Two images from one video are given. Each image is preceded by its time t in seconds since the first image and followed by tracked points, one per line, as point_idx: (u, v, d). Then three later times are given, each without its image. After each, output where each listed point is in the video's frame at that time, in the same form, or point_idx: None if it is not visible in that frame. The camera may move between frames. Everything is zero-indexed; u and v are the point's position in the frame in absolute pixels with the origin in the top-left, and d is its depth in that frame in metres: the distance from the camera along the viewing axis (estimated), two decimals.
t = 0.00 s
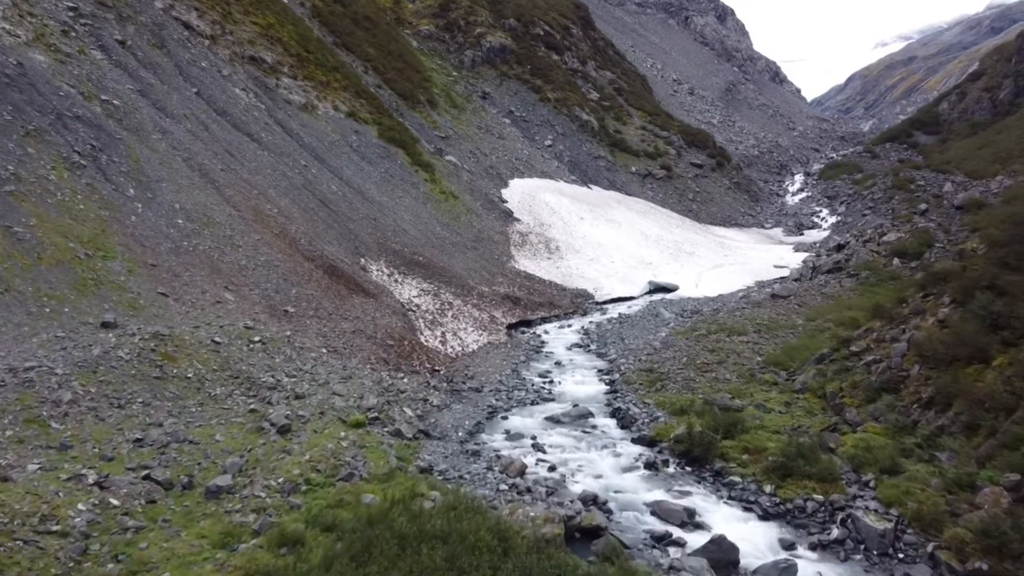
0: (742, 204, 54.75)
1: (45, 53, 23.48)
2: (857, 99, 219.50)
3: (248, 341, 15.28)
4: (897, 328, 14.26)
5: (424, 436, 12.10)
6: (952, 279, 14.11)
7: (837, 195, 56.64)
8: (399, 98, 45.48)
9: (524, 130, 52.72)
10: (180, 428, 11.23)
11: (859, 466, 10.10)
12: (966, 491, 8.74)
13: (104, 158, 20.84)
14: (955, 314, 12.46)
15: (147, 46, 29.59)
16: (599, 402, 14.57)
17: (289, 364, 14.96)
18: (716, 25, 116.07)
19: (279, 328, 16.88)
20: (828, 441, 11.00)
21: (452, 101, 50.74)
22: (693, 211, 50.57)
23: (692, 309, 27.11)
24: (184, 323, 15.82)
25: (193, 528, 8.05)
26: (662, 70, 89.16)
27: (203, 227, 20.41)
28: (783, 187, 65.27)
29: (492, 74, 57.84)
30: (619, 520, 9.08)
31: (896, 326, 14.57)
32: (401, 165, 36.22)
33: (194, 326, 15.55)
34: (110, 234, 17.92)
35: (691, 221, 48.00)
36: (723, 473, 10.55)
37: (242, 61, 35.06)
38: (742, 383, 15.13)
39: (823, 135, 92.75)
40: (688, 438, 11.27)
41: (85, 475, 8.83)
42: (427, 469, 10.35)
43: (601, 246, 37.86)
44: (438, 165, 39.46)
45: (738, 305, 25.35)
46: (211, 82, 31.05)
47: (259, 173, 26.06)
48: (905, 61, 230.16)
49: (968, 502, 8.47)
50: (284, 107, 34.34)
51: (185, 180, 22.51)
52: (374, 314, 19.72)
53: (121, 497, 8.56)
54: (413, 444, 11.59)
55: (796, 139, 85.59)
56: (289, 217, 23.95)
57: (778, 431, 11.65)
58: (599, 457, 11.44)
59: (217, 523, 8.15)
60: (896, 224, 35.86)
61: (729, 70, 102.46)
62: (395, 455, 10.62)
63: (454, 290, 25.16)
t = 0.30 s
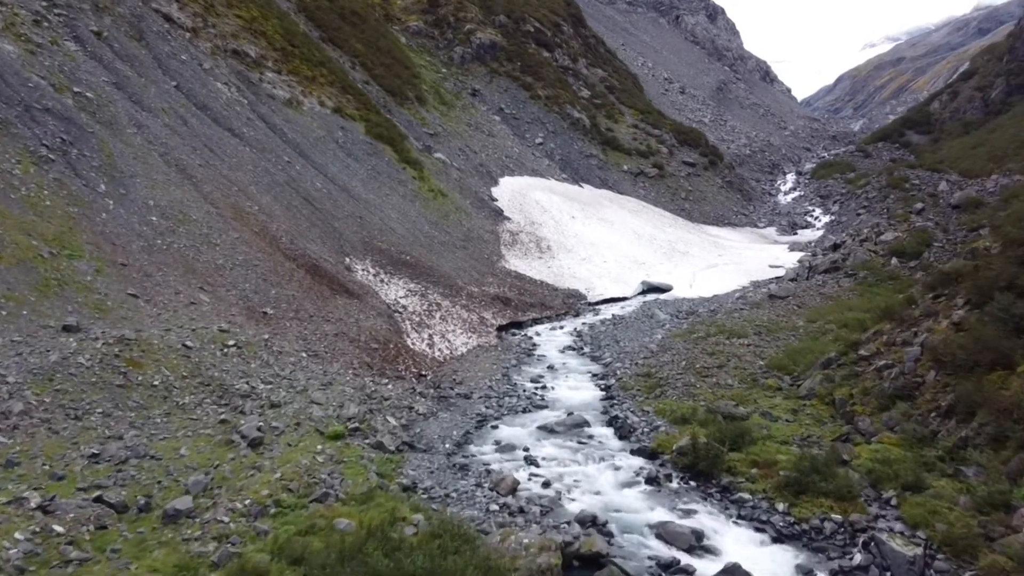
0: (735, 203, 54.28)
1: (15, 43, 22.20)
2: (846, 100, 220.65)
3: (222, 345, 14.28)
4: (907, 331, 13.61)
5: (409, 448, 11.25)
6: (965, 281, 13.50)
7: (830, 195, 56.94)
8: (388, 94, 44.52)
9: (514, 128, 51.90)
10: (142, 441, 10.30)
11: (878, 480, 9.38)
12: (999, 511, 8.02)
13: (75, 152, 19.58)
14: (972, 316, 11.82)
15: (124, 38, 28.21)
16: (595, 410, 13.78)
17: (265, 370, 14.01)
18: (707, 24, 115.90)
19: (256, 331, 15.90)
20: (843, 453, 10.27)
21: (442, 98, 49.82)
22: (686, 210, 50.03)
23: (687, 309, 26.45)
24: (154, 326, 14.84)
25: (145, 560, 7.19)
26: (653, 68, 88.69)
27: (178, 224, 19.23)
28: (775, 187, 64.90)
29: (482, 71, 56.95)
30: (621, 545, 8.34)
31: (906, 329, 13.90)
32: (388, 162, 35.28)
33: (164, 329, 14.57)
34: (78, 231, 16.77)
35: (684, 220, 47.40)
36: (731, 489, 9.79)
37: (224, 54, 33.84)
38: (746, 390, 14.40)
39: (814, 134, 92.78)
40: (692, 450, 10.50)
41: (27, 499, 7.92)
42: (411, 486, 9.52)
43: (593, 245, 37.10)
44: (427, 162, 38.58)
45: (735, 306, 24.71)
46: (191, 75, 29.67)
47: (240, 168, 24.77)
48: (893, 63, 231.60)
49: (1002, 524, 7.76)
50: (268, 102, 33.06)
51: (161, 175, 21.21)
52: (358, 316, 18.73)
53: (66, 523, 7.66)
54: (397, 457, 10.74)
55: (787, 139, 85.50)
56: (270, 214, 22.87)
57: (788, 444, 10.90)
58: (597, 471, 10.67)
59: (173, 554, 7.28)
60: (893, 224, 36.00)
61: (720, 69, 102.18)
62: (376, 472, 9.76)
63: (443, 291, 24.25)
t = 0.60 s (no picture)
0: (724, 202, 53.87)
1: None
2: (830, 100, 222.48)
3: (189, 350, 13.18)
4: (917, 334, 13.09)
5: (388, 463, 10.38)
6: (977, 282, 13.04)
7: (818, 195, 57.22)
8: (371, 91, 43.38)
9: (501, 126, 51.04)
10: (92, 458, 9.29)
11: (898, 498, 8.74)
12: None
13: (36, 145, 17.94)
14: (987, 318, 11.32)
15: (96, 29, 26.30)
16: (587, 419, 12.99)
17: (235, 377, 12.98)
18: (692, 23, 115.77)
19: (227, 335, 14.83)
20: (859, 468, 9.65)
21: (427, 95, 48.75)
22: (674, 210, 49.51)
23: (679, 311, 25.78)
24: (115, 330, 13.64)
25: None
26: (639, 67, 88.19)
27: (147, 222, 17.93)
28: (762, 187, 64.66)
29: (468, 68, 55.95)
30: None
31: (915, 333, 13.39)
32: (371, 159, 34.20)
33: (127, 333, 13.38)
34: (37, 229, 15.27)
35: (672, 219, 46.84)
36: (738, 508, 9.08)
37: (201, 47, 32.26)
38: (747, 398, 13.70)
39: (801, 134, 93.05)
40: (695, 465, 9.79)
41: None
42: (389, 509, 8.67)
43: (582, 245, 36.34)
44: (412, 160, 37.57)
45: (728, 307, 24.08)
46: (165, 68, 27.86)
47: (215, 163, 23.43)
48: (876, 64, 233.75)
49: None
50: (246, 97, 31.33)
51: (130, 170, 19.64)
52: (337, 318, 17.72)
53: None
54: (374, 473, 9.87)
55: (774, 138, 85.57)
56: (246, 209, 21.71)
57: (798, 459, 10.23)
58: (591, 488, 9.89)
59: None
60: (886, 224, 36.17)
61: (706, 68, 102.00)
62: (350, 492, 8.89)
63: (427, 292, 23.30)
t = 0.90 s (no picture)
0: (726, 201, 53.08)
1: None
2: (830, 100, 221.74)
3: (167, 356, 12.28)
4: (944, 338, 12.31)
5: (378, 479, 9.57)
6: (1010, 282, 12.27)
7: (822, 194, 56.51)
8: (368, 87, 42.47)
9: (500, 123, 50.19)
10: (50, 479, 8.41)
11: (940, 524, 7.98)
12: None
13: (13, 139, 17.01)
14: None
15: (81, 20, 25.30)
16: (593, 429, 12.15)
17: (215, 385, 12.11)
18: (693, 22, 114.95)
19: (209, 339, 13.92)
20: (894, 488, 8.85)
21: (425, 92, 47.86)
22: (676, 208, 48.71)
23: (684, 312, 24.94)
24: (90, 334, 12.75)
25: None
26: (639, 66, 87.35)
27: (128, 219, 17.00)
28: (764, 185, 63.88)
29: (466, 65, 55.07)
30: None
31: (942, 337, 12.62)
32: (367, 156, 33.33)
33: (102, 336, 12.46)
34: (8, 227, 14.36)
35: (675, 218, 46.00)
36: (761, 532, 8.27)
37: (192, 40, 31.27)
38: (764, 406, 12.88)
39: (802, 132, 92.38)
40: (712, 483, 8.94)
41: None
42: (376, 537, 7.89)
43: (582, 244, 35.48)
44: (409, 157, 36.71)
45: (736, 308, 23.28)
46: (155, 61, 26.88)
47: (203, 158, 22.52)
48: (875, 64, 233.25)
49: None
50: (238, 92, 30.26)
51: (112, 165, 18.73)
52: (328, 321, 16.83)
53: None
54: (362, 491, 9.09)
55: (775, 137, 84.84)
56: (235, 206, 20.79)
57: (824, 478, 9.43)
58: (600, 508, 9.10)
59: None
60: (894, 223, 35.65)
61: (706, 67, 101.20)
62: (333, 517, 8.13)
63: (423, 293, 22.40)
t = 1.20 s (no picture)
0: (730, 200, 52.25)
1: None
2: (831, 99, 220.95)
3: (143, 362, 11.44)
4: (976, 343, 11.52)
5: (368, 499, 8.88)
6: None
7: (826, 192, 55.68)
8: (365, 84, 41.58)
9: (500, 121, 49.32)
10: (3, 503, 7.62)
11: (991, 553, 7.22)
12: None
13: None
14: None
15: (66, 11, 24.39)
16: (600, 441, 11.39)
17: (194, 393, 11.27)
18: (694, 20, 114.14)
19: (190, 343, 13.05)
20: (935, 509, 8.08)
21: (423, 88, 47.00)
22: (679, 207, 47.91)
23: (690, 313, 24.09)
24: (61, 339, 11.89)
25: None
26: (640, 64, 86.51)
27: (108, 217, 16.14)
28: (768, 184, 63.09)
29: (466, 62, 54.20)
30: None
31: (974, 343, 11.80)
32: (364, 153, 32.49)
33: (71, 340, 11.60)
34: None
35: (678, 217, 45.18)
36: (789, 562, 7.57)
37: (183, 34, 30.37)
38: (783, 416, 12.09)
39: (805, 131, 91.61)
40: (734, 505, 8.25)
41: None
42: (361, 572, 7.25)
43: (584, 243, 34.63)
44: (407, 154, 35.88)
45: (745, 309, 22.47)
46: (143, 54, 25.99)
47: (192, 154, 21.66)
48: (876, 63, 232.53)
49: None
50: (230, 87, 29.34)
51: (94, 160, 17.86)
52: (318, 323, 15.96)
53: None
54: (349, 514, 8.43)
55: (777, 135, 84.06)
56: (224, 203, 19.91)
57: (854, 498, 8.70)
58: (609, 532, 8.44)
59: None
60: (903, 221, 34.91)
61: (708, 65, 100.37)
62: (313, 547, 7.53)
63: (420, 294, 21.51)
